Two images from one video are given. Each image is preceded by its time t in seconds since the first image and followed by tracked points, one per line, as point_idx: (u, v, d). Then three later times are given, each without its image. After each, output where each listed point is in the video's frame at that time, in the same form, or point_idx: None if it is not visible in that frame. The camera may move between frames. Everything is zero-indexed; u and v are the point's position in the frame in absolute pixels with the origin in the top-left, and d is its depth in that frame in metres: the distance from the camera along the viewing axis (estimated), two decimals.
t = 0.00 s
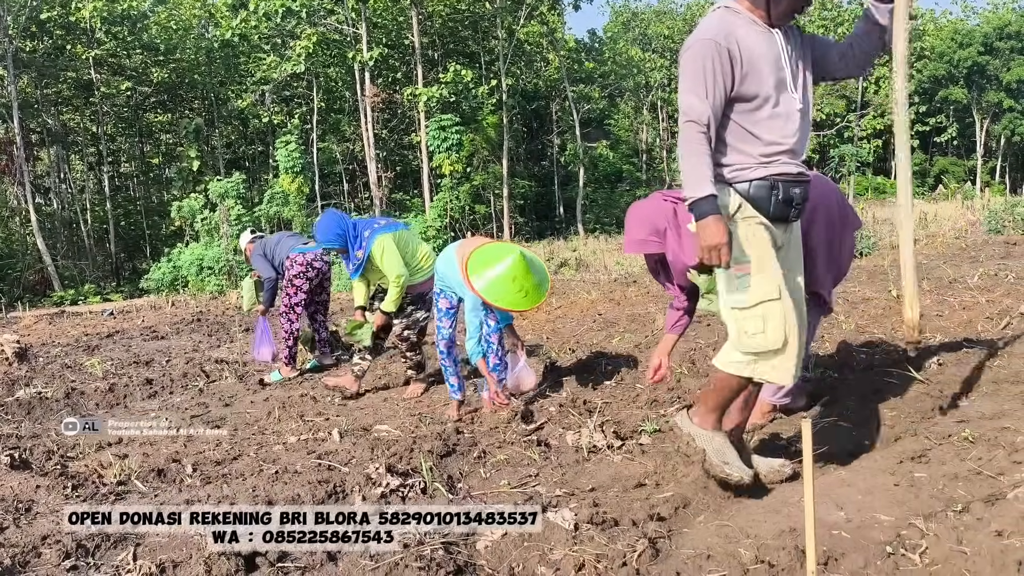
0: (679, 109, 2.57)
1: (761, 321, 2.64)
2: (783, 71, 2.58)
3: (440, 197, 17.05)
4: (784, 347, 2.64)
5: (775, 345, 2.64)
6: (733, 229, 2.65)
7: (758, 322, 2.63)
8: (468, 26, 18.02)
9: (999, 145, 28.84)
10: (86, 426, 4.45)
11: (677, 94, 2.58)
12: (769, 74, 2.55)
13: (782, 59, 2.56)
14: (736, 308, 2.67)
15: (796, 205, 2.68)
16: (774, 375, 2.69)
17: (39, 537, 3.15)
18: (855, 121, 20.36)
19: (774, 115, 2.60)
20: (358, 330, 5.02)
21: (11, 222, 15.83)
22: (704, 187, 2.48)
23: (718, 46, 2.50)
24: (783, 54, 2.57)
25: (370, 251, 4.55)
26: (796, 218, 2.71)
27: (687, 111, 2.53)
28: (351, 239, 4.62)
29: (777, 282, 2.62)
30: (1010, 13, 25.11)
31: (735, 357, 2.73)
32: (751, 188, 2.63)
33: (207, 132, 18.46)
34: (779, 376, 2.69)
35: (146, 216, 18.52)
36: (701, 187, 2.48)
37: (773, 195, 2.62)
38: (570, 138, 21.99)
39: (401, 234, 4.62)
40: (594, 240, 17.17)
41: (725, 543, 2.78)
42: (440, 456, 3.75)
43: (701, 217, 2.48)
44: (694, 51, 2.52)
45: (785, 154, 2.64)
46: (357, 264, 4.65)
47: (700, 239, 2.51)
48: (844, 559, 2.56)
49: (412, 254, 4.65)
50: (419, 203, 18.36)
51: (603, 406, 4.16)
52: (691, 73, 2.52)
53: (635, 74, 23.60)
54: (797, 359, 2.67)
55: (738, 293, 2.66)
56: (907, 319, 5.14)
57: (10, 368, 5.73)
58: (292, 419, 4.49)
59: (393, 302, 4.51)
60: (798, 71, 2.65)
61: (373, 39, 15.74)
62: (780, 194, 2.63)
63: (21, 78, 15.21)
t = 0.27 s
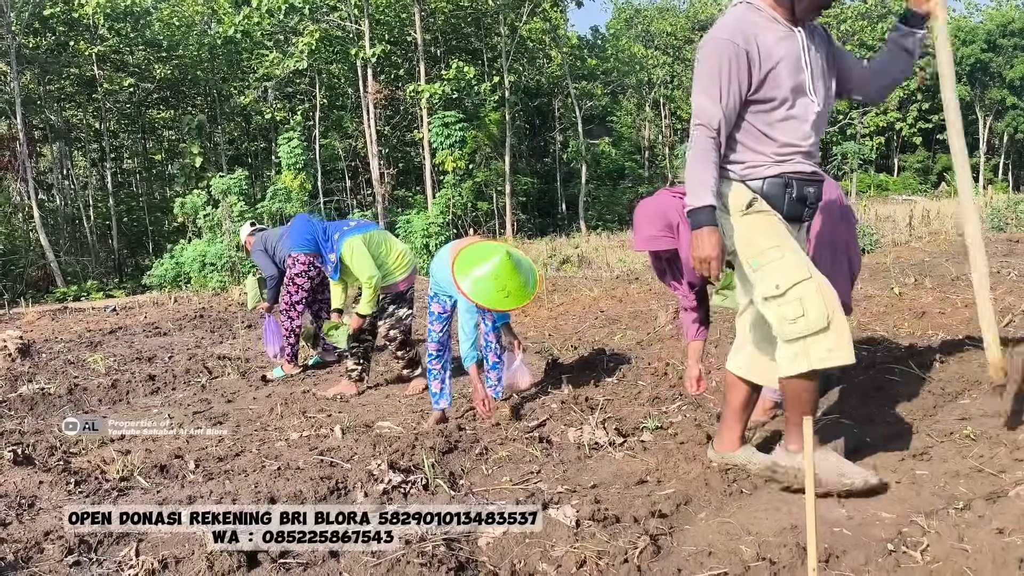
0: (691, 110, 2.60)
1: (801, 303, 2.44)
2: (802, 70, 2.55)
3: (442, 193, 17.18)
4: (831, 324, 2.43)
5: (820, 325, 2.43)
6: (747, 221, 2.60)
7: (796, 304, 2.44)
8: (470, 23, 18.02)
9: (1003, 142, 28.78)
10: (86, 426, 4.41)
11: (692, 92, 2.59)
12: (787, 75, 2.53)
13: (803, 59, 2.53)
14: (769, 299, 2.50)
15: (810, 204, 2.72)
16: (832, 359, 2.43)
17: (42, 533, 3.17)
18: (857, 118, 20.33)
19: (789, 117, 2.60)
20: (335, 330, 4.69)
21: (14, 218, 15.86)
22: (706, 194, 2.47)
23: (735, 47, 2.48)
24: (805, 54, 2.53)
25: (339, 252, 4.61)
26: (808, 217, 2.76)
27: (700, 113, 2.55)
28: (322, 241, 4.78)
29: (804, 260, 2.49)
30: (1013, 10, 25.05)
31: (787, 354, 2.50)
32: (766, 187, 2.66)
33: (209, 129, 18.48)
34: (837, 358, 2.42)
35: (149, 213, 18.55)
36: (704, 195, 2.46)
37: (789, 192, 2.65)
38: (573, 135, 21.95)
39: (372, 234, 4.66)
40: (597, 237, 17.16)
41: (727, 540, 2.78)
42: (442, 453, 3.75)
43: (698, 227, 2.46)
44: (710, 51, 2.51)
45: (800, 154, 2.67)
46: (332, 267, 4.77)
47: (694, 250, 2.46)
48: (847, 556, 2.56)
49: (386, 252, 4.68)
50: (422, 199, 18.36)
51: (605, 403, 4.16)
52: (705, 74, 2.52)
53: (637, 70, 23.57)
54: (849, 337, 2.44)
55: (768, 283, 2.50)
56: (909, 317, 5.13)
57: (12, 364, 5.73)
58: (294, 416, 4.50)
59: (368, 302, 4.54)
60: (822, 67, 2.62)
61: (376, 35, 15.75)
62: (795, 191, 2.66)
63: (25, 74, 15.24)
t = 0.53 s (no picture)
0: (725, 104, 2.51)
1: (822, 325, 2.58)
2: (831, 64, 2.54)
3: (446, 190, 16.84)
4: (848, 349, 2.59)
5: (840, 349, 2.58)
6: (782, 228, 2.63)
7: (819, 325, 2.57)
8: (473, 19, 17.99)
9: (1007, 139, 28.65)
10: (86, 425, 4.38)
11: (723, 87, 2.50)
12: (820, 71, 2.51)
13: (832, 53, 2.53)
14: (793, 314, 2.59)
15: (838, 205, 2.73)
16: (844, 383, 2.61)
17: (44, 529, 3.17)
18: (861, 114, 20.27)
19: (820, 117, 2.59)
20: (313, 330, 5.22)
21: (16, 214, 15.88)
22: (749, 201, 2.39)
23: (770, 41, 2.42)
24: (832, 51, 2.53)
25: (308, 253, 4.63)
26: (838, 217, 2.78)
27: (734, 110, 2.47)
28: (294, 243, 4.75)
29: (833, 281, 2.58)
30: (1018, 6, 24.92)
31: (799, 370, 2.63)
32: (797, 188, 2.65)
33: (211, 125, 18.47)
34: (850, 383, 2.61)
35: (151, 209, 18.55)
36: (748, 202, 2.38)
37: (820, 195, 2.66)
38: (576, 132, 21.88)
39: (342, 232, 4.66)
40: (599, 234, 17.12)
41: (729, 537, 2.78)
42: (443, 450, 3.74)
43: (747, 232, 2.40)
44: (744, 44, 2.44)
45: (832, 155, 2.66)
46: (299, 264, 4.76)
47: (747, 258, 2.40)
48: (849, 554, 2.55)
49: (361, 250, 4.70)
50: (424, 196, 18.33)
51: (608, 401, 4.15)
52: (744, 68, 2.44)
53: (640, 67, 23.51)
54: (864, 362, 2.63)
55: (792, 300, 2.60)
56: (912, 315, 5.12)
57: (15, 361, 5.74)
58: (296, 413, 4.50)
59: (343, 303, 4.60)
60: (845, 67, 2.62)
61: (378, 32, 15.73)
62: (826, 194, 2.67)
63: (26, 70, 15.23)
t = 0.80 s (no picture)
0: (771, 72, 2.39)
1: (803, 325, 2.57)
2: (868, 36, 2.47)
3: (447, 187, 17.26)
4: (824, 355, 2.59)
5: (814, 354, 2.59)
6: (794, 218, 2.54)
7: (800, 325, 2.57)
8: (476, 15, 18.00)
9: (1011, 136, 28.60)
10: (86, 425, 4.31)
11: (765, 56, 2.40)
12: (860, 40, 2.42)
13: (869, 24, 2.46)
14: (779, 307, 2.60)
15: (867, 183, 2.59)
16: (811, 384, 2.66)
17: (49, 524, 3.19)
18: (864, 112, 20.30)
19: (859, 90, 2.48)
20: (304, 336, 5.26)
21: (20, 210, 15.92)
22: (818, 163, 2.21)
23: (812, 5, 2.34)
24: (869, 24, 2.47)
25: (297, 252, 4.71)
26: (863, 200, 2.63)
27: (777, 78, 2.35)
28: (284, 243, 4.82)
29: (829, 284, 2.54)
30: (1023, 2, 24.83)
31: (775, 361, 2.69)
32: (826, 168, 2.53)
33: (215, 122, 18.48)
34: (816, 386, 2.66)
35: (154, 206, 18.59)
36: (817, 164, 2.21)
37: (845, 175, 2.56)
38: (579, 129, 21.85)
39: (328, 231, 4.68)
40: (602, 230, 17.12)
41: (732, 535, 2.78)
42: (446, 447, 3.75)
43: (826, 200, 2.19)
44: (787, 9, 2.35)
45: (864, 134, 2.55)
46: (291, 267, 4.93)
47: (828, 225, 2.18)
48: (853, 550, 2.55)
49: (347, 246, 4.72)
50: (427, 193, 18.34)
51: (611, 398, 4.14)
52: (790, 35, 2.35)
53: (643, 64, 23.46)
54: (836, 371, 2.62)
55: (783, 293, 2.58)
56: (916, 312, 5.10)
57: (18, 357, 5.75)
58: (299, 409, 4.51)
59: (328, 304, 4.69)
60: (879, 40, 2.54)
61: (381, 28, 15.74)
62: (852, 173, 2.55)
63: (30, 67, 15.24)
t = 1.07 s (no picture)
0: (794, 62, 2.37)
1: (795, 322, 2.62)
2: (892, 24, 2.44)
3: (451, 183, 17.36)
4: (812, 355, 2.63)
5: (803, 352, 2.63)
6: (800, 215, 2.55)
7: (792, 322, 2.61)
8: (479, 13, 18.03)
9: (1014, 134, 28.56)
10: (86, 426, 4.20)
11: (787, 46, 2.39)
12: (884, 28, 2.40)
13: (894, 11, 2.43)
14: (775, 301, 2.64)
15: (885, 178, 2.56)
16: (797, 382, 2.69)
17: (54, 520, 3.20)
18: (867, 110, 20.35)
19: (883, 78, 2.47)
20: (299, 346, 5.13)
21: (25, 207, 15.97)
22: (847, 149, 2.20)
23: None
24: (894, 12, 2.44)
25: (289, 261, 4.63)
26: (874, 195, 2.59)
27: (799, 68, 2.35)
28: (279, 250, 4.82)
29: (825, 284, 2.57)
30: None
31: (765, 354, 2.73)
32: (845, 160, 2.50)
33: (218, 119, 18.50)
34: (803, 385, 2.68)
35: (158, 203, 18.64)
36: (848, 150, 2.20)
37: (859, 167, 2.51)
38: (582, 126, 21.83)
39: (319, 238, 4.62)
40: (605, 228, 17.11)
41: (735, 531, 2.78)
42: (450, 444, 3.76)
43: (858, 184, 2.17)
44: None
45: (879, 121, 2.50)
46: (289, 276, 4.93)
47: (863, 210, 2.17)
48: (855, 547, 2.56)
49: (340, 251, 4.68)
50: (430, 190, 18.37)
51: (614, 395, 4.15)
52: (811, 24, 2.34)
53: (646, 61, 23.44)
54: (823, 372, 2.66)
55: (782, 288, 2.61)
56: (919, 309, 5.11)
57: (23, 354, 5.77)
58: (303, 406, 4.52)
59: (323, 310, 4.58)
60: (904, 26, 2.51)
61: (385, 26, 15.76)
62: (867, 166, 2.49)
63: (35, 65, 15.28)
